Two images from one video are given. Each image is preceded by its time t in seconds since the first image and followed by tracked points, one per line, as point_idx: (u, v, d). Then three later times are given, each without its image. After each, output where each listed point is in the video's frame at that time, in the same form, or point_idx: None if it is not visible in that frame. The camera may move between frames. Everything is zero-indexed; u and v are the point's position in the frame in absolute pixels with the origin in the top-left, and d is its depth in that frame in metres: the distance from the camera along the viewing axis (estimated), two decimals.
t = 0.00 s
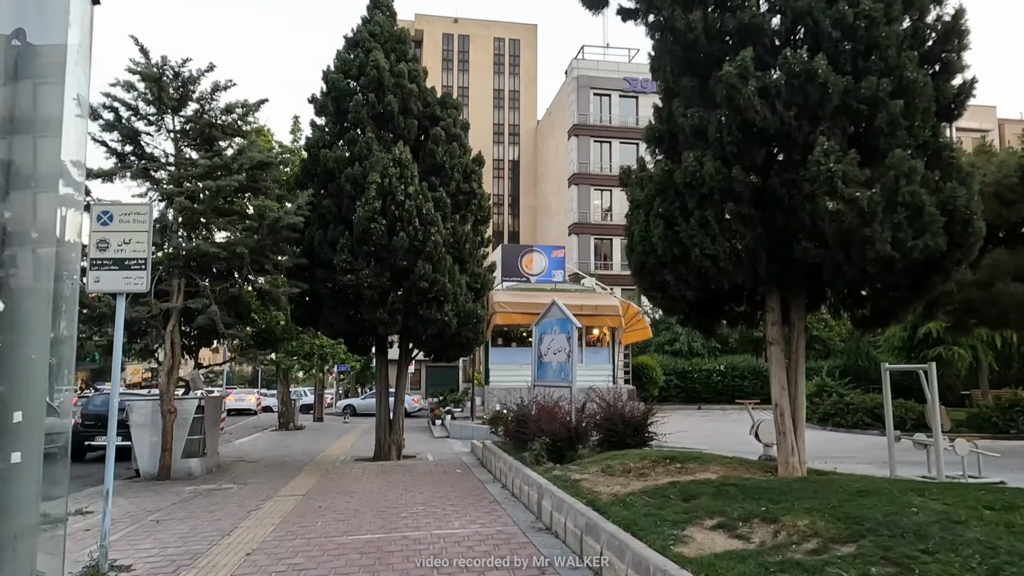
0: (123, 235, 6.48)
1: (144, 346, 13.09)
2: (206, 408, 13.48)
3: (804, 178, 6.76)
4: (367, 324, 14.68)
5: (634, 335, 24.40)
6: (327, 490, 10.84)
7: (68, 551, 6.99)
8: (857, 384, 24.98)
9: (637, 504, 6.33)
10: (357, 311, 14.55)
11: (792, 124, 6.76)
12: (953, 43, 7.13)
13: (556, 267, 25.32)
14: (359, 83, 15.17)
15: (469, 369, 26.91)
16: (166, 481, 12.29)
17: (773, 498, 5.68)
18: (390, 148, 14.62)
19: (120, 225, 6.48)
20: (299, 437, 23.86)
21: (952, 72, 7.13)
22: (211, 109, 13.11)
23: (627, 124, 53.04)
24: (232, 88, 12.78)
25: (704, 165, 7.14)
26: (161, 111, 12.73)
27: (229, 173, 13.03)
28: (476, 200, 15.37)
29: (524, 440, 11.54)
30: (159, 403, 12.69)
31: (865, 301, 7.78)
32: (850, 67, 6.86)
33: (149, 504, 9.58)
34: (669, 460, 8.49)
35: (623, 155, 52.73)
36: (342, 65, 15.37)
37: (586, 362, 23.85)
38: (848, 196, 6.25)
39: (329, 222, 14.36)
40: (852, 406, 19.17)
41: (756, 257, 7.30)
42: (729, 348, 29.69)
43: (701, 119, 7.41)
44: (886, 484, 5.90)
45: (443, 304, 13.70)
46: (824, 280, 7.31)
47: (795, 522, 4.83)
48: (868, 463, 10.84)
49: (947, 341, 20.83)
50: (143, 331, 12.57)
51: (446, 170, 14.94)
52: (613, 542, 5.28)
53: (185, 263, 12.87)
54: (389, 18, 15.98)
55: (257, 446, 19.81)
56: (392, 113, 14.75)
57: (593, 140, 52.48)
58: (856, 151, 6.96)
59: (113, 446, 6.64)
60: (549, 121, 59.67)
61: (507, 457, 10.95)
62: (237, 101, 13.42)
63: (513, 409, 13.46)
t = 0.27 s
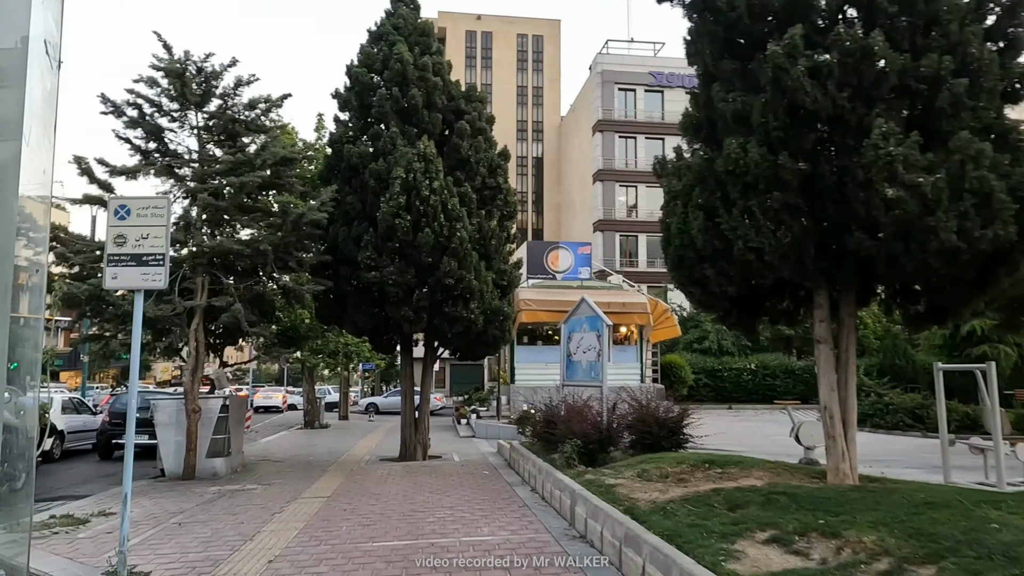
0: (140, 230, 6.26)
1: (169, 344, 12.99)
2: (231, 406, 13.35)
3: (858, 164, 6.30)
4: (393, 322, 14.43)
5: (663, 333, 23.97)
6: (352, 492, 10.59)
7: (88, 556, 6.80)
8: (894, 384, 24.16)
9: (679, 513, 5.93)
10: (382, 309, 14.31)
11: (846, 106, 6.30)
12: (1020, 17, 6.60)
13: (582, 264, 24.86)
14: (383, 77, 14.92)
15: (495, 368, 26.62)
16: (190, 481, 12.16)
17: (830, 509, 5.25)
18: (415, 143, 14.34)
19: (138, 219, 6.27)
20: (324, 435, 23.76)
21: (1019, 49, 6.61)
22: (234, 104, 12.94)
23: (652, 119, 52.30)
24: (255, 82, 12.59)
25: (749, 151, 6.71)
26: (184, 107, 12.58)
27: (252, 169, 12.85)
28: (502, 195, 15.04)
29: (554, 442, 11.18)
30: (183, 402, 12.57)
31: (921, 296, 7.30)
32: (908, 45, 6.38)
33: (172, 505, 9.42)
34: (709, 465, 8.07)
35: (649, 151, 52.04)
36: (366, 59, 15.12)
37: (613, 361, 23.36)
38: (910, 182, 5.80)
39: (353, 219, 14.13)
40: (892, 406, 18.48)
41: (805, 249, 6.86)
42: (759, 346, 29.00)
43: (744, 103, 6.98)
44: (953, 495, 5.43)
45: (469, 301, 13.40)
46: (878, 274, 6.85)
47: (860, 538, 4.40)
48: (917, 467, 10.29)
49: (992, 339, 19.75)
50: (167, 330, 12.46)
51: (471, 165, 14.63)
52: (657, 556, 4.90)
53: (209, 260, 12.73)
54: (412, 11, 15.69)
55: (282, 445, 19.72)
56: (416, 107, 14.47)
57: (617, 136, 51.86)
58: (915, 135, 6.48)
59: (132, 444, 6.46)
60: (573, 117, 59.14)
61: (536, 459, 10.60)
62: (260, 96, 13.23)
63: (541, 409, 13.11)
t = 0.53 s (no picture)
0: (173, 218, 6.05)
1: (207, 339, 12.94)
2: (268, 402, 13.26)
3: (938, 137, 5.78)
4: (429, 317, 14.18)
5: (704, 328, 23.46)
6: (390, 489, 10.36)
7: (124, 552, 6.66)
8: (950, 381, 23.06)
9: (741, 517, 5.49)
10: (418, 303, 14.07)
11: (923, 74, 5.79)
12: None
13: (619, 258, 24.43)
14: (417, 68, 14.67)
15: (531, 364, 26.26)
16: (229, 476, 12.09)
17: (915, 515, 4.76)
18: (451, 134, 14.05)
19: (171, 207, 6.06)
20: (361, 432, 23.72)
21: None
22: (269, 97, 12.83)
23: (689, 111, 51.25)
24: (289, 74, 12.45)
25: (814, 127, 6.23)
26: (220, 100, 12.51)
27: (288, 162, 12.72)
28: (540, 186, 14.66)
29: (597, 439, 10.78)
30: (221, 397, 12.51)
31: (1002, 283, 6.71)
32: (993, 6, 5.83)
33: (211, 502, 9.30)
34: (766, 465, 7.58)
35: (686, 144, 51.03)
36: (401, 50, 14.88)
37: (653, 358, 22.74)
38: (1000, 154, 5.26)
39: (389, 212, 13.90)
40: (950, 404, 17.56)
41: (875, 232, 6.34)
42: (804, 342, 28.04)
43: (806, 76, 6.51)
44: None
45: (507, 295, 13.06)
46: (957, 258, 6.30)
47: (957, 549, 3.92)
48: (990, 469, 9.59)
49: None
50: (205, 325, 12.40)
51: (508, 155, 14.29)
52: (722, 565, 4.48)
53: (246, 254, 12.64)
54: None
55: (320, 441, 19.69)
56: (452, 97, 14.18)
57: (653, 129, 50.95)
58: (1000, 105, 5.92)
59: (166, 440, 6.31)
60: (608, 110, 58.35)
61: (578, 457, 10.21)
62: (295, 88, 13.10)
63: (583, 406, 12.70)
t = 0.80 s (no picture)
0: (214, 213, 5.85)
1: (251, 338, 12.93)
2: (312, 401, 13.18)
3: None
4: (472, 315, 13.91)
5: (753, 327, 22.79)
6: (434, 492, 10.10)
7: (168, 556, 6.53)
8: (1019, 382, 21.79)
9: (817, 534, 5.03)
10: (461, 301, 13.81)
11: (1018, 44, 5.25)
12: None
13: (665, 254, 23.91)
14: (458, 61, 14.41)
15: (574, 363, 25.83)
16: (273, 476, 12.03)
17: None
18: (492, 128, 13.73)
19: (211, 201, 5.87)
20: (404, 431, 23.65)
21: None
22: (310, 94, 12.72)
23: (733, 104, 50.00)
24: (330, 70, 12.32)
25: (892, 105, 5.70)
26: (262, 98, 12.45)
27: (329, 159, 12.58)
28: (584, 180, 14.26)
29: (648, 442, 10.33)
30: (266, 396, 12.48)
31: None
32: None
33: (255, 503, 9.19)
34: (836, 474, 7.03)
35: (730, 137, 49.82)
36: (441, 44, 14.62)
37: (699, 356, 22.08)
38: None
39: (430, 208, 13.67)
40: None
41: (961, 220, 5.76)
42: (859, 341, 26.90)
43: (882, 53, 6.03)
44: None
45: (551, 292, 12.70)
46: None
47: None
48: None
49: None
50: (249, 324, 12.36)
51: (552, 149, 13.91)
52: None
53: (288, 253, 12.55)
54: None
55: (363, 440, 19.66)
56: (493, 90, 13.87)
57: (696, 123, 49.85)
58: None
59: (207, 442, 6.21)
60: (649, 105, 57.37)
61: (629, 461, 9.78)
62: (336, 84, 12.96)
63: (632, 407, 12.25)
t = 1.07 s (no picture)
0: (252, 198, 5.63)
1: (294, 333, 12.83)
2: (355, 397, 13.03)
3: None
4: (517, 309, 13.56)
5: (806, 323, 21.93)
6: (479, 491, 9.79)
7: (209, 554, 6.36)
8: None
9: (908, 546, 4.50)
10: (504, 295, 13.47)
11: None
12: None
13: (713, 247, 23.17)
14: (501, 49, 14.06)
15: (618, 360, 25.28)
16: (317, 472, 11.90)
17: None
18: (536, 117, 13.34)
19: (250, 186, 5.64)
20: (446, 427, 23.49)
21: None
22: (352, 85, 12.56)
23: (782, 94, 48.51)
24: (372, 60, 12.12)
25: (992, 67, 5.35)
26: (304, 90, 12.32)
27: (371, 151, 12.40)
28: (632, 169, 13.76)
29: (704, 442, 9.82)
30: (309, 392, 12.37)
31: None
32: None
33: (298, 500, 9.03)
34: (919, 478, 6.44)
35: (778, 128, 48.36)
36: (484, 33, 14.31)
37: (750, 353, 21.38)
38: None
39: (473, 200, 13.37)
40: None
41: None
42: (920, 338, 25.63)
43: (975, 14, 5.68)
44: None
45: (598, 285, 12.25)
46: None
47: None
48: None
49: None
50: (292, 319, 12.26)
51: (598, 137, 13.46)
52: None
53: (330, 247, 12.40)
54: None
55: (406, 437, 19.53)
56: (537, 78, 13.48)
57: (743, 113, 48.51)
58: None
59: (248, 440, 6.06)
60: (693, 97, 56.16)
61: (684, 461, 9.29)
62: (377, 75, 12.77)
63: (684, 405, 11.72)
